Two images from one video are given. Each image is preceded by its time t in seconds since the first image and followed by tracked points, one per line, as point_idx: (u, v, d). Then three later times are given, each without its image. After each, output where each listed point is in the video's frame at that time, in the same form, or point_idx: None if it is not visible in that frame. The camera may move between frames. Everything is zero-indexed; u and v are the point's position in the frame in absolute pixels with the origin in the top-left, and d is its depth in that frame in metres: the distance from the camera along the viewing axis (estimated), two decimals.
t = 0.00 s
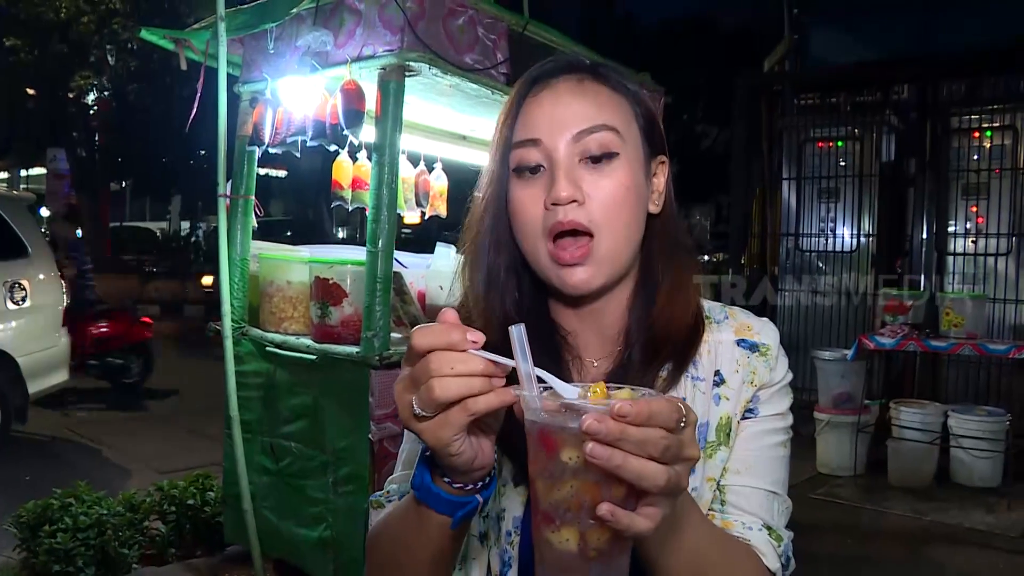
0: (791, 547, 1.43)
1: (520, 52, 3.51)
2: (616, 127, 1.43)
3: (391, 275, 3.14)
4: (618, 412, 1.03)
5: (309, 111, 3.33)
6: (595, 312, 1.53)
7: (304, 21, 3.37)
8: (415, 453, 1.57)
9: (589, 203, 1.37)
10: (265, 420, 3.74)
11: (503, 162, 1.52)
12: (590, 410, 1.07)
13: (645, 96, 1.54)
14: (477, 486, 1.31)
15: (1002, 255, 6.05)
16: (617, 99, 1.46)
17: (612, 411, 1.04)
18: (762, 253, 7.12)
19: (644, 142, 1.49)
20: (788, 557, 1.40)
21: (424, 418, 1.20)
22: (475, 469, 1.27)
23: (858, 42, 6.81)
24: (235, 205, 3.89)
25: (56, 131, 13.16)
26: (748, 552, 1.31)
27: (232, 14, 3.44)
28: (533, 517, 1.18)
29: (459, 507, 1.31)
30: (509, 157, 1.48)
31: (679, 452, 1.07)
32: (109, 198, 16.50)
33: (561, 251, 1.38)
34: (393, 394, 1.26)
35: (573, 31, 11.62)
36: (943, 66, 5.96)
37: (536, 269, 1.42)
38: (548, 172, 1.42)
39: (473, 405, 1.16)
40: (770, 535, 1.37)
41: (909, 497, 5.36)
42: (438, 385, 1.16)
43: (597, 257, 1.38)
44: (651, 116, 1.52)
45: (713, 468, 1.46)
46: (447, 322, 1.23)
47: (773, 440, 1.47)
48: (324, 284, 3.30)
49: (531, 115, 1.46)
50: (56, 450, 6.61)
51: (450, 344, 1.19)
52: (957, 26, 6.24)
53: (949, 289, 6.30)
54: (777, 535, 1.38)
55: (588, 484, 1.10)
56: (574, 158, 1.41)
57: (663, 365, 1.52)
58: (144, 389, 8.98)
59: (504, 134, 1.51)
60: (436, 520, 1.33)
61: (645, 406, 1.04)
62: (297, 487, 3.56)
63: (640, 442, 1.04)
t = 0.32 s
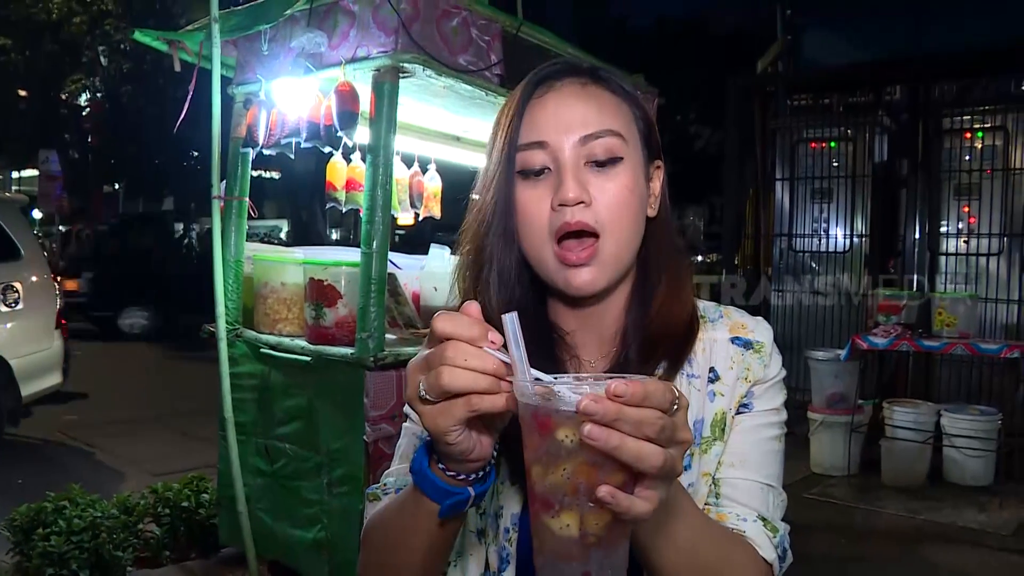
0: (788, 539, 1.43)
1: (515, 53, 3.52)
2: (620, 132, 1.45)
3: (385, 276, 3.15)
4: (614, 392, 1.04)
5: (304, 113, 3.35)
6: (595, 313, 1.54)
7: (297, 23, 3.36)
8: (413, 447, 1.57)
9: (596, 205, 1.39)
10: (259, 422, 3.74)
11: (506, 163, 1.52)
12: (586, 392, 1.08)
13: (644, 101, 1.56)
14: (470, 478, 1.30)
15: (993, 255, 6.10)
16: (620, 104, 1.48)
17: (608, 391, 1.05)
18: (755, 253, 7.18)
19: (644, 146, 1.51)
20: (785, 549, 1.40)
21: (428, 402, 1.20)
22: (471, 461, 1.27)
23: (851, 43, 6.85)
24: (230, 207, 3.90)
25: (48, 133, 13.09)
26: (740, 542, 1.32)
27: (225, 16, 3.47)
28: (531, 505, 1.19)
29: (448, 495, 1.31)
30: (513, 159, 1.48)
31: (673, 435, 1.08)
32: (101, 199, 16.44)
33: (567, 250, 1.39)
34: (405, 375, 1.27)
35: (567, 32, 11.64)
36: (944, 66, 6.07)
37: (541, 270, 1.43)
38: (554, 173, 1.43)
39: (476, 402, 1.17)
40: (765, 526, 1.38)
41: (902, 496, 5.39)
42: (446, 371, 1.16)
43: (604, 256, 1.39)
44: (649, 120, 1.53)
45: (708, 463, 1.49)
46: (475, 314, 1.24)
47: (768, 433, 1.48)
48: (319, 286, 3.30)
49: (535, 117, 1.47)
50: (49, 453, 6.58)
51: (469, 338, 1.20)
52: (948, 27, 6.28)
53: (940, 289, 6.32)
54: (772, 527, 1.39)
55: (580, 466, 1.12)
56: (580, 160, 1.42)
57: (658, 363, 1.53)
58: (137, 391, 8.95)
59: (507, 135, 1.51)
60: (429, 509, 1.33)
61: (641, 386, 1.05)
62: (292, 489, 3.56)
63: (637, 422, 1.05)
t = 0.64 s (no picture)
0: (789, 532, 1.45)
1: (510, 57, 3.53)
2: (611, 129, 1.47)
3: (381, 279, 3.16)
4: (628, 392, 1.06)
5: (299, 116, 3.37)
6: (594, 308, 1.56)
7: (292, 27, 3.37)
8: (413, 446, 1.59)
9: (591, 198, 1.40)
10: (255, 425, 3.75)
11: (502, 167, 1.54)
12: (599, 391, 1.09)
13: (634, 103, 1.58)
14: (472, 482, 1.32)
15: (985, 256, 6.19)
16: (611, 104, 1.51)
17: (621, 392, 1.07)
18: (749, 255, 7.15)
19: (636, 145, 1.53)
20: (786, 543, 1.41)
21: (431, 411, 1.22)
22: (473, 467, 1.28)
23: (844, 45, 6.86)
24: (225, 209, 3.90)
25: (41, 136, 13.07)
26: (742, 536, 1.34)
27: (221, 19, 3.48)
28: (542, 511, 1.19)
29: (450, 501, 1.32)
30: (509, 160, 1.50)
31: (682, 435, 1.11)
32: (94, 202, 16.40)
33: (564, 241, 1.41)
34: (405, 383, 1.28)
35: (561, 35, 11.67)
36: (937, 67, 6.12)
37: (540, 264, 1.44)
38: (550, 171, 1.45)
39: (481, 409, 1.18)
40: (766, 520, 1.39)
41: (896, 496, 5.42)
42: (450, 381, 1.17)
43: (602, 245, 1.40)
44: (640, 121, 1.56)
45: (709, 458, 1.50)
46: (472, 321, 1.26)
47: (767, 429, 1.50)
48: (315, 288, 3.30)
49: (529, 119, 1.49)
50: (43, 457, 6.57)
51: (468, 345, 1.22)
52: (938, 30, 6.33)
53: (933, 289, 6.38)
54: (773, 520, 1.40)
55: (592, 470, 1.13)
56: (573, 157, 1.44)
57: (658, 356, 1.55)
58: (132, 395, 8.94)
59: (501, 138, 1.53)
60: (431, 513, 1.35)
61: (653, 386, 1.07)
62: (289, 491, 3.56)
63: (650, 422, 1.07)
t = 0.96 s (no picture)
0: (778, 524, 1.46)
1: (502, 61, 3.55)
2: (599, 135, 1.50)
3: (374, 281, 3.18)
4: (612, 439, 1.07)
5: (294, 119, 3.38)
6: (591, 308, 1.59)
7: (286, 30, 3.39)
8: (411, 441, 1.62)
9: (582, 203, 1.43)
10: (249, 428, 3.75)
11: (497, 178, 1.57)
12: (584, 436, 1.10)
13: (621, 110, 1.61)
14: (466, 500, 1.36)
15: (974, 258, 6.27)
16: (598, 112, 1.54)
17: (606, 439, 1.08)
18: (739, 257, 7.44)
19: (625, 150, 1.56)
20: (775, 533, 1.42)
21: (413, 453, 1.24)
22: (465, 490, 1.33)
23: (835, 49, 6.91)
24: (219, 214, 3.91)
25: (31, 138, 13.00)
26: (729, 531, 1.34)
27: (214, 23, 3.56)
28: (520, 541, 1.20)
29: (450, 520, 1.38)
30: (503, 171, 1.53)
31: (668, 472, 1.11)
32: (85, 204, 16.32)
33: (558, 245, 1.43)
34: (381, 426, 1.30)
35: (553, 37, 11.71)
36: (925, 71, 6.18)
37: (536, 268, 1.47)
38: (542, 180, 1.47)
39: (463, 440, 1.21)
40: (754, 511, 1.40)
41: (885, 497, 5.47)
42: (427, 424, 1.19)
43: (594, 247, 1.43)
44: (627, 127, 1.59)
45: (701, 451, 1.51)
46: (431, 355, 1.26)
47: (759, 424, 1.51)
48: (310, 291, 3.32)
49: (520, 131, 1.52)
50: (34, 460, 6.55)
51: (436, 380, 1.23)
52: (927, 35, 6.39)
53: (923, 292, 6.45)
54: (761, 511, 1.41)
55: (574, 507, 1.13)
56: (564, 165, 1.47)
57: (653, 350, 1.57)
58: (123, 397, 8.91)
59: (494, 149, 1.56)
60: (425, 531, 1.38)
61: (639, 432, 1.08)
62: (283, 493, 3.57)
63: (633, 467, 1.08)
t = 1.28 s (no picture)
0: (776, 506, 1.48)
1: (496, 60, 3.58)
2: (591, 138, 1.53)
3: (369, 278, 3.19)
4: (590, 407, 1.09)
5: (287, 118, 3.39)
6: (589, 304, 1.62)
7: (280, 29, 3.42)
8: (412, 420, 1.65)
9: (576, 205, 1.46)
10: (244, 425, 3.77)
11: (492, 183, 1.59)
12: (566, 404, 1.13)
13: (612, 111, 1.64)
14: (455, 444, 1.37)
15: (964, 256, 6.39)
16: (589, 115, 1.56)
17: (584, 407, 1.10)
18: (731, 255, 7.20)
19: (616, 150, 1.59)
20: (773, 515, 1.45)
21: (403, 382, 1.27)
22: (454, 428, 1.34)
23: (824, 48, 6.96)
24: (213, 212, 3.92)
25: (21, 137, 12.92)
26: (724, 508, 1.37)
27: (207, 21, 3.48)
28: (509, 501, 1.24)
29: (437, 465, 1.39)
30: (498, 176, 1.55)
31: (650, 442, 1.13)
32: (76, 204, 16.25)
33: (554, 246, 1.46)
34: (372, 360, 1.33)
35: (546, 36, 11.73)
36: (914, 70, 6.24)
37: (534, 268, 1.50)
38: (537, 185, 1.50)
39: (450, 366, 1.23)
40: (751, 492, 1.42)
41: (876, 493, 5.52)
42: (415, 348, 1.22)
43: (589, 247, 1.46)
44: (618, 127, 1.62)
45: (699, 437, 1.54)
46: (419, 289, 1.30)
47: (754, 409, 1.54)
48: (304, 289, 3.34)
49: (513, 137, 1.54)
50: (27, 460, 6.53)
51: (423, 309, 1.26)
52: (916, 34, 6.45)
53: (914, 289, 6.54)
54: (758, 492, 1.43)
55: (561, 472, 1.16)
56: (558, 168, 1.49)
57: (650, 342, 1.60)
58: (116, 397, 8.88)
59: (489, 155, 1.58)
60: (418, 479, 1.40)
61: (617, 401, 1.09)
62: (278, 490, 3.59)
63: (611, 435, 1.10)
